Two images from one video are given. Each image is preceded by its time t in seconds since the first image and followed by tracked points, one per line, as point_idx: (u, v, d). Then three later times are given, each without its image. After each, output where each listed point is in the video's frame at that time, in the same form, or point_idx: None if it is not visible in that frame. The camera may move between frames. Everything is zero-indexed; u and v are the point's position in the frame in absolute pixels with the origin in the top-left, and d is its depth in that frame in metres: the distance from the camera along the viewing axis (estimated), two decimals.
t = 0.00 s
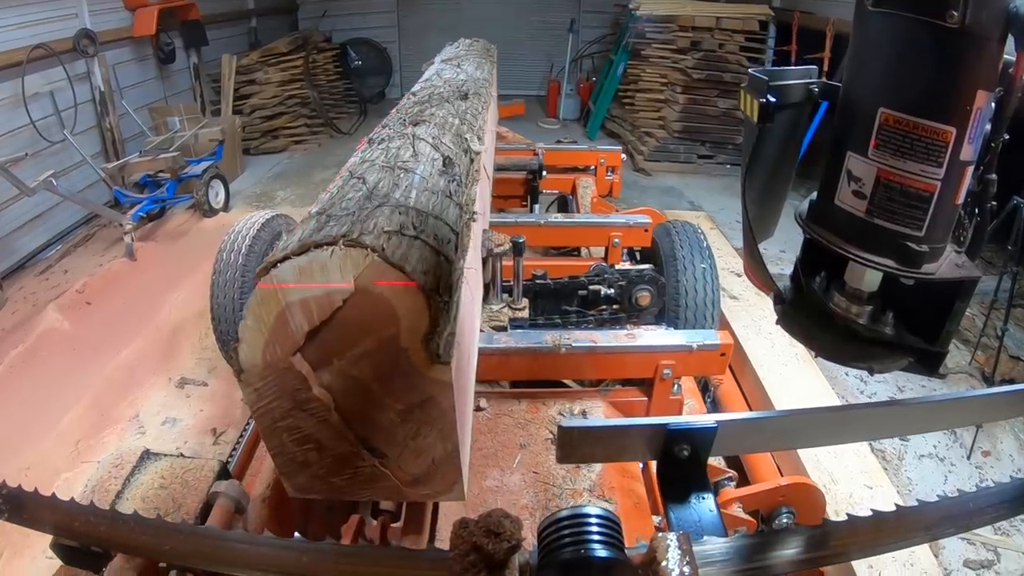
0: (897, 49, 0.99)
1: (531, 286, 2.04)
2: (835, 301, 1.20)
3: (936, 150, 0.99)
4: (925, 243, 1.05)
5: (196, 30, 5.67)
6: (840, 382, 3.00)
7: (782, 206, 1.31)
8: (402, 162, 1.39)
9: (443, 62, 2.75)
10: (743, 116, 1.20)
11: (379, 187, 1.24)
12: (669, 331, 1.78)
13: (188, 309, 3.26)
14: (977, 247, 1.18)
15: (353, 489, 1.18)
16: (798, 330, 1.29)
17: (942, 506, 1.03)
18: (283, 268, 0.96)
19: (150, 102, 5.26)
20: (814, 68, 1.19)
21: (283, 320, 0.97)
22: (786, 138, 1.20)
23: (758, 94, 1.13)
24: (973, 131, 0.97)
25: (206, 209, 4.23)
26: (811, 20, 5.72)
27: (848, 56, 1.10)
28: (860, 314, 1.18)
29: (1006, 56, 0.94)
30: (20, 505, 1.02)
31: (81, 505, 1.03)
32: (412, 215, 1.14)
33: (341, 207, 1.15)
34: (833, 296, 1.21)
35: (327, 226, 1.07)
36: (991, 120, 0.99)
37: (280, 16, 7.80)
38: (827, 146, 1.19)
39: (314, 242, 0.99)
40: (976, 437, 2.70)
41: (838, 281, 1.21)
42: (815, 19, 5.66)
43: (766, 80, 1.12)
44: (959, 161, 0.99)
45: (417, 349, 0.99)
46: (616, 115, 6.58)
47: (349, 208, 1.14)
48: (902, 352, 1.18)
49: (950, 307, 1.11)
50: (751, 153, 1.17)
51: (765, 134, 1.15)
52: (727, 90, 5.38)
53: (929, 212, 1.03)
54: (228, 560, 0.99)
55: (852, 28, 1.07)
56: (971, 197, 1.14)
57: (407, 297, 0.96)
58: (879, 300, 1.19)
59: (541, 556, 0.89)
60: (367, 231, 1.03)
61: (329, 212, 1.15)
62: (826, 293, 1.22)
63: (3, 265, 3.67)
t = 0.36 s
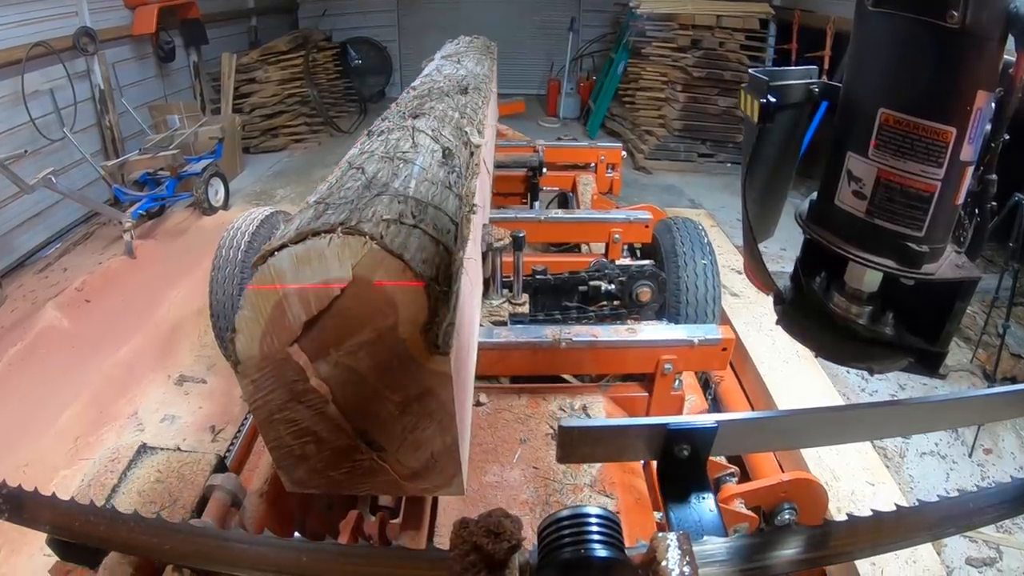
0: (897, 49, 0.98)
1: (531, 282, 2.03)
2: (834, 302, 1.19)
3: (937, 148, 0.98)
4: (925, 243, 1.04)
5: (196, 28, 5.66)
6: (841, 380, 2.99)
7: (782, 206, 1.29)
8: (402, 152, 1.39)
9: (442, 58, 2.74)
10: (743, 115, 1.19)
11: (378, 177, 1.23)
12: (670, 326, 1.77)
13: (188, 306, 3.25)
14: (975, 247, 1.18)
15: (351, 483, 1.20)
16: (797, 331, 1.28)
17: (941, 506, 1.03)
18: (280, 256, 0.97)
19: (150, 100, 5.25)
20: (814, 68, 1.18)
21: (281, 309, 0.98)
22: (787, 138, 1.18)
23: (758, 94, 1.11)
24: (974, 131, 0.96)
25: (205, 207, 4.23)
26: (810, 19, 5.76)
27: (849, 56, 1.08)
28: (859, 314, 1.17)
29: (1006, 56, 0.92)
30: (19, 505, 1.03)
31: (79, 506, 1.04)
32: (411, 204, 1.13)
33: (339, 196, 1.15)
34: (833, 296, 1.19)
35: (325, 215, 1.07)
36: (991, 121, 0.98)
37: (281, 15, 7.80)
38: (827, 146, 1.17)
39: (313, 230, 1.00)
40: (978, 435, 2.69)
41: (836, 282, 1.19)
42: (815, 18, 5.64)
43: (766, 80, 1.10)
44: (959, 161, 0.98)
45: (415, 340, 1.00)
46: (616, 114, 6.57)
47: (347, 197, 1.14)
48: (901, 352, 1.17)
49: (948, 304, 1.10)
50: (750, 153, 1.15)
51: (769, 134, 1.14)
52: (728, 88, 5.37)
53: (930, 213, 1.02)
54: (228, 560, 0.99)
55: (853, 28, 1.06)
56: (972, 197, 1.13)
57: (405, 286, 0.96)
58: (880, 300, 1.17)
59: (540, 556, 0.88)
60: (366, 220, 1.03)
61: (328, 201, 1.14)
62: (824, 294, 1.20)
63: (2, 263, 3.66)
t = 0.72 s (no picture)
0: (898, 48, 0.98)
1: (531, 282, 2.04)
2: (834, 301, 1.19)
3: (934, 148, 0.98)
4: (925, 243, 1.04)
5: (196, 29, 5.66)
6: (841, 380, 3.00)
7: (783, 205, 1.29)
8: (401, 153, 1.39)
9: (442, 58, 2.74)
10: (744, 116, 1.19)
11: (378, 177, 1.24)
12: (671, 326, 1.77)
13: (188, 306, 3.25)
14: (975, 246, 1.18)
15: (351, 483, 1.20)
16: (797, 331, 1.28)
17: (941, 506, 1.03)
18: (280, 255, 0.97)
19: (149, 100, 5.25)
20: (814, 69, 1.17)
21: (280, 309, 0.98)
22: (787, 139, 1.18)
23: (758, 94, 1.11)
24: (974, 131, 0.96)
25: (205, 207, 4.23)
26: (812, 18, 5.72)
27: (849, 56, 1.08)
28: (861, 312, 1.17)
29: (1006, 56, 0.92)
30: (20, 505, 1.03)
31: (79, 506, 1.04)
32: (411, 204, 1.13)
33: (339, 197, 1.15)
34: (833, 296, 1.19)
35: (325, 215, 1.07)
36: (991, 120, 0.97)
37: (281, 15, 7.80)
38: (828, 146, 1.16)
39: (313, 231, 1.00)
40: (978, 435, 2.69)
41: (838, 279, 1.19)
42: (816, 18, 5.63)
43: (766, 80, 1.10)
44: (958, 161, 0.98)
45: (415, 340, 1.00)
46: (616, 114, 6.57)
47: (347, 197, 1.14)
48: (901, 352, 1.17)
49: (948, 304, 1.10)
50: (750, 153, 1.15)
51: (769, 133, 1.14)
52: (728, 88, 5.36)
53: (930, 212, 1.02)
54: (228, 560, 0.99)
55: (853, 28, 1.06)
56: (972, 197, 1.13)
57: (405, 286, 0.96)
58: (879, 300, 1.18)
59: (540, 556, 0.88)
60: (366, 220, 1.03)
61: (328, 202, 1.14)
62: (826, 293, 1.20)
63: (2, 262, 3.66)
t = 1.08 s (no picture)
0: None
1: (531, 283, 2.04)
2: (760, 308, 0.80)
3: (863, 128, 0.63)
4: (838, 243, 0.68)
5: (196, 29, 5.66)
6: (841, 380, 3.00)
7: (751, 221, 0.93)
8: (401, 153, 1.39)
9: (442, 58, 2.73)
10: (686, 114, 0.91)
11: (378, 177, 1.24)
12: (671, 326, 1.77)
13: (187, 306, 3.24)
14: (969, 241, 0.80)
15: (351, 483, 1.20)
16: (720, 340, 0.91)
17: (940, 507, 1.04)
18: (281, 255, 0.98)
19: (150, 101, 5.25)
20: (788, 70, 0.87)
21: (280, 308, 0.98)
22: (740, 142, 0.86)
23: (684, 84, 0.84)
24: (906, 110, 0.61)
25: (205, 206, 4.23)
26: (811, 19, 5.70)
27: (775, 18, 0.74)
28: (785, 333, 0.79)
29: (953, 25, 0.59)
30: (19, 505, 1.05)
31: (79, 506, 1.06)
32: (411, 204, 1.13)
33: (339, 197, 1.15)
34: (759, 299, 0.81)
35: (325, 215, 1.07)
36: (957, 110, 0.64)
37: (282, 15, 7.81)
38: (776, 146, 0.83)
39: (312, 230, 1.00)
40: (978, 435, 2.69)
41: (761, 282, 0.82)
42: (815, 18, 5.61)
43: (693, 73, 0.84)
44: (890, 158, 0.64)
45: (414, 339, 0.99)
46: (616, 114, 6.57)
47: (347, 197, 1.14)
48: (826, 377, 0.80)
49: (879, 339, 0.75)
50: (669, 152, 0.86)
51: (703, 123, 0.80)
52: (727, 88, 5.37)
53: (845, 211, 0.66)
54: (227, 560, 0.99)
55: None
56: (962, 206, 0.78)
57: (405, 285, 0.96)
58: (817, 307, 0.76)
59: (540, 557, 0.88)
60: (367, 220, 1.03)
61: (327, 202, 1.14)
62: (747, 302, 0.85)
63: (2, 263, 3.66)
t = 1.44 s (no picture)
0: None
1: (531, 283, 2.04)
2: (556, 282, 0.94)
3: (432, 78, 0.73)
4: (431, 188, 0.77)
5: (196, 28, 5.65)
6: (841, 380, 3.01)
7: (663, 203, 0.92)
8: (401, 153, 1.39)
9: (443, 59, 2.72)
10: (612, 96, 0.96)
11: (377, 177, 1.24)
12: (672, 325, 1.77)
13: (186, 306, 3.24)
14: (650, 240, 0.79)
15: (351, 483, 1.21)
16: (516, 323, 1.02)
17: (939, 507, 1.08)
18: (280, 255, 1.02)
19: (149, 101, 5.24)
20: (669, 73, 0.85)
21: (281, 308, 1.03)
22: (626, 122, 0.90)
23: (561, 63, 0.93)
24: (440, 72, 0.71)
25: (204, 206, 4.23)
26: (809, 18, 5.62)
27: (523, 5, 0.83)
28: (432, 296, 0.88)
29: None
30: (19, 505, 1.08)
31: (80, 506, 1.08)
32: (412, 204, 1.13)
33: (338, 196, 1.15)
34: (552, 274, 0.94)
35: (324, 215, 1.08)
36: (533, 58, 0.68)
37: (283, 14, 7.79)
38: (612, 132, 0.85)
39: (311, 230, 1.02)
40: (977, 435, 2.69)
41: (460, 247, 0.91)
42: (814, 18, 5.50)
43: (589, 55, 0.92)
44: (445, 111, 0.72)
45: (414, 340, 1.04)
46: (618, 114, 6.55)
47: (346, 197, 1.14)
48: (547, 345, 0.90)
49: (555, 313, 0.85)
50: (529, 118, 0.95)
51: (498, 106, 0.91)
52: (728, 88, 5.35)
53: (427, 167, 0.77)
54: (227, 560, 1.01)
55: None
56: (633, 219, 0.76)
57: (403, 284, 1.00)
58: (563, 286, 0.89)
59: (539, 556, 0.88)
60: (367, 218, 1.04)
61: (326, 202, 1.15)
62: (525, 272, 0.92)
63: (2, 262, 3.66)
